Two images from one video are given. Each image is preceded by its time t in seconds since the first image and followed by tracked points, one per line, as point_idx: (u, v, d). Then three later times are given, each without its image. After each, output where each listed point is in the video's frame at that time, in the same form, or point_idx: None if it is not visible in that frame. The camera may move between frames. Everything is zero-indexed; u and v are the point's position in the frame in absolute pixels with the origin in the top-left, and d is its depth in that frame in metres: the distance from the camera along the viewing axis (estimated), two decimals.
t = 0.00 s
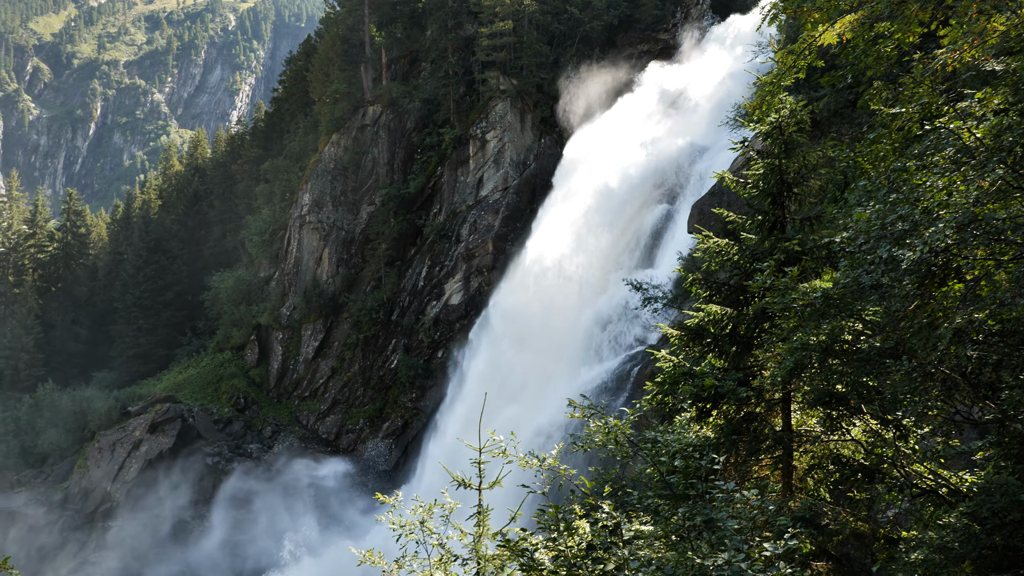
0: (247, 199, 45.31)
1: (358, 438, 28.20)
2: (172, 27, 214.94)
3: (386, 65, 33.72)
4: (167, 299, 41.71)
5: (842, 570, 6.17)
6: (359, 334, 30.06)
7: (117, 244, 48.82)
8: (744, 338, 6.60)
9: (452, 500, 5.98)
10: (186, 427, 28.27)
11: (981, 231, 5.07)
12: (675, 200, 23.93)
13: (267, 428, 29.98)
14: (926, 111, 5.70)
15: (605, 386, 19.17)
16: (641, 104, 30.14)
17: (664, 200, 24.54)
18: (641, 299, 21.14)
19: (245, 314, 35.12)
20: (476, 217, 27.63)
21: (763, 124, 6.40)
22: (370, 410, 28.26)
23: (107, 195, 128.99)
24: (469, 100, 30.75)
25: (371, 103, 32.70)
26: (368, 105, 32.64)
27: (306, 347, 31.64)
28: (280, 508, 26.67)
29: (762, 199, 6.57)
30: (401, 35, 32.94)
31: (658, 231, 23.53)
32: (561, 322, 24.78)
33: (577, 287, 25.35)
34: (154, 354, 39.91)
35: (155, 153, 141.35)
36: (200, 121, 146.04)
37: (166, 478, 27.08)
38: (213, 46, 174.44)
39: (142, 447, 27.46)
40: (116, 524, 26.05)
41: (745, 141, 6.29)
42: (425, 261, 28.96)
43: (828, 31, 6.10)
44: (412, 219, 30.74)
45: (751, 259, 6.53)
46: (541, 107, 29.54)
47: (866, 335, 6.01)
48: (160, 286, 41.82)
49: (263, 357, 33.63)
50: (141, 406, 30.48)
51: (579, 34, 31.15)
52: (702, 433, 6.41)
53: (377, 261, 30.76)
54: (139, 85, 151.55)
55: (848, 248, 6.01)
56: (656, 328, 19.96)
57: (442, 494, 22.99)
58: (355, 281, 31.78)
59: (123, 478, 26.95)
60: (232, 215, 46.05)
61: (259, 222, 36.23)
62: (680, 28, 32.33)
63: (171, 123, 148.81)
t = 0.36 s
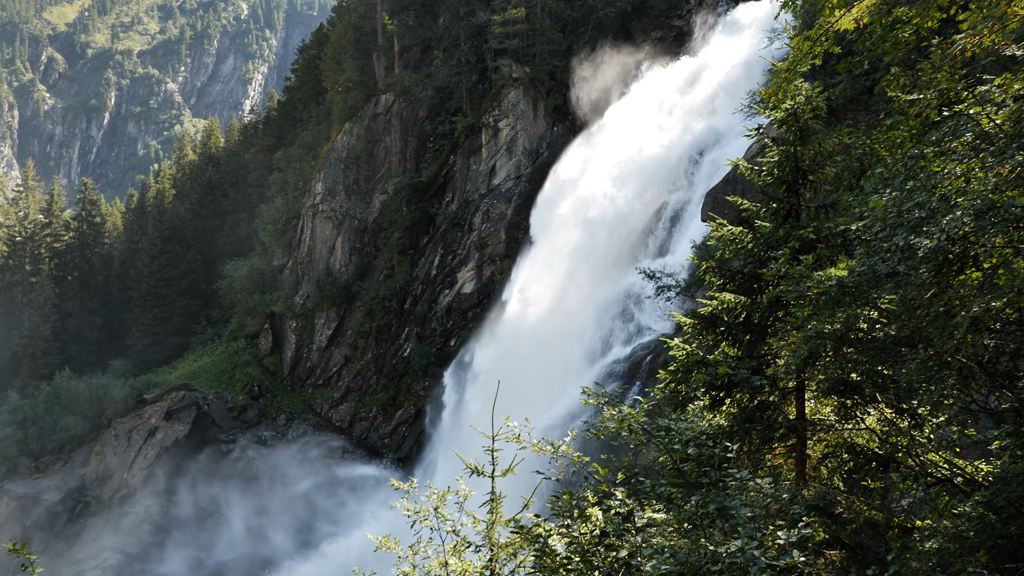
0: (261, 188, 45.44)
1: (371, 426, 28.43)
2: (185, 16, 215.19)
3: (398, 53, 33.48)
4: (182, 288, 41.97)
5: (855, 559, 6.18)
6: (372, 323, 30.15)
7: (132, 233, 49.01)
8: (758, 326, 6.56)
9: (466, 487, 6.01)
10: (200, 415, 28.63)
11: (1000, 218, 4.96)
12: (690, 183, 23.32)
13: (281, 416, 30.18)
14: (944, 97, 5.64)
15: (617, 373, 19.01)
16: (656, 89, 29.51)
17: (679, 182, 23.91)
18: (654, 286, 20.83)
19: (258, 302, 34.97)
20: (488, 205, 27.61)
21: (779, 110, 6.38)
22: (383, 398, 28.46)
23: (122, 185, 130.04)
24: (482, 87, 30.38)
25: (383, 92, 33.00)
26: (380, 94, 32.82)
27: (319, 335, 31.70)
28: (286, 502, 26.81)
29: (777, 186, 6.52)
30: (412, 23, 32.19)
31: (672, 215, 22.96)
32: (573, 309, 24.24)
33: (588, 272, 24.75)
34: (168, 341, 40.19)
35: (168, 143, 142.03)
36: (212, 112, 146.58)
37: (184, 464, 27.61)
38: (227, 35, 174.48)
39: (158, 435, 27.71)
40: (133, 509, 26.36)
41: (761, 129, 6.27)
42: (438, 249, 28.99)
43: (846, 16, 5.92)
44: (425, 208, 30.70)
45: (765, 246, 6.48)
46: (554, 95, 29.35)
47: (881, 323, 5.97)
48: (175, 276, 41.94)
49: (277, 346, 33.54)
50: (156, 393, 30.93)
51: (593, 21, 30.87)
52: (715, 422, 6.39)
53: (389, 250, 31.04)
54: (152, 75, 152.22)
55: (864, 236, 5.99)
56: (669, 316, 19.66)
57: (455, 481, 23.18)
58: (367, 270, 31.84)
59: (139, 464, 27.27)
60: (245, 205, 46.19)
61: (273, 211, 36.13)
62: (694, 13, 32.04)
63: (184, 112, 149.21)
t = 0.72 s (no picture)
0: (279, 174, 44.32)
1: (390, 412, 28.43)
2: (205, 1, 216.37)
3: (415, 39, 33.11)
4: (201, 274, 42.18)
5: (875, 546, 6.14)
6: (389, 309, 30.04)
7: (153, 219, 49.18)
8: (778, 312, 6.53)
9: (484, 473, 6.04)
10: (221, 400, 28.93)
11: None
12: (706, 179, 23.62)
13: (299, 402, 29.95)
14: (970, 79, 5.53)
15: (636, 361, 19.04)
16: (670, 77, 29.22)
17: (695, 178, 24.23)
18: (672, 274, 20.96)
19: (276, 289, 34.54)
20: (505, 191, 27.43)
21: (800, 94, 6.31)
22: (401, 383, 28.62)
23: (142, 172, 131.63)
24: (500, 73, 29.55)
25: (399, 78, 32.68)
26: (397, 79, 32.59)
27: (338, 321, 31.31)
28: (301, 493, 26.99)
29: (796, 171, 6.48)
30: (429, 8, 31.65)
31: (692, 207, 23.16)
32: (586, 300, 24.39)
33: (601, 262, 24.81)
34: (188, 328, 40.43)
35: (187, 130, 142.89)
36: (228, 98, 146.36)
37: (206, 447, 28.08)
38: (244, 21, 174.23)
39: (180, 419, 28.26)
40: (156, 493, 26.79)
41: (781, 113, 6.20)
42: (455, 236, 28.62)
43: None
44: (442, 194, 30.01)
45: (786, 232, 6.42)
46: (571, 80, 28.65)
47: (903, 309, 5.86)
48: (195, 263, 42.28)
49: (296, 332, 32.97)
50: (177, 377, 31.35)
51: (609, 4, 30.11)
52: (734, 408, 6.36)
53: (407, 237, 30.45)
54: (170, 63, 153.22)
55: (887, 221, 5.91)
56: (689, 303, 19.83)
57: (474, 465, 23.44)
58: (384, 258, 31.34)
59: (162, 448, 27.85)
60: (263, 190, 45.70)
61: (290, 198, 35.76)
62: None
63: (202, 99, 149.87)
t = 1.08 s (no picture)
0: (294, 165, 44.26)
1: (406, 402, 28.63)
2: None
3: (430, 29, 33.06)
4: (218, 265, 42.43)
5: (894, 536, 6.10)
6: (405, 300, 30.11)
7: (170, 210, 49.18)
8: (796, 302, 6.49)
9: (501, 460, 6.06)
10: (239, 389, 28.50)
11: None
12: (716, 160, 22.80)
13: (316, 391, 30.35)
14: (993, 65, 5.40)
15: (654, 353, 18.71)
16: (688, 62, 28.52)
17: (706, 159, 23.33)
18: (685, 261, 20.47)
19: (293, 279, 34.18)
20: (520, 181, 27.53)
21: (819, 81, 6.23)
22: (417, 373, 28.74)
23: (160, 163, 132.47)
24: (514, 62, 29.67)
25: (414, 68, 32.68)
26: (412, 69, 32.72)
27: (354, 311, 31.50)
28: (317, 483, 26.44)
29: (816, 159, 6.41)
30: None
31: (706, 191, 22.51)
32: (598, 291, 24.22)
33: (613, 253, 24.61)
34: (206, 318, 40.76)
35: (203, 122, 144.16)
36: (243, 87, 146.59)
37: (224, 431, 27.32)
38: (258, 13, 174.91)
39: (198, 409, 27.65)
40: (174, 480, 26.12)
41: (799, 101, 6.17)
42: (470, 226, 28.83)
43: None
44: (457, 183, 30.08)
45: (804, 221, 6.38)
46: (586, 68, 28.90)
47: (923, 298, 5.75)
48: (212, 253, 42.53)
49: (312, 322, 33.33)
50: (196, 367, 30.93)
51: None
52: (751, 398, 6.34)
53: (422, 226, 30.51)
54: (187, 55, 154.63)
55: (907, 209, 5.79)
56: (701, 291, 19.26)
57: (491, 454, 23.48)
58: (400, 248, 31.28)
59: (181, 438, 27.14)
60: (278, 180, 45.81)
61: (307, 188, 35.47)
62: None
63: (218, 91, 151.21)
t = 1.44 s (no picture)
0: (313, 157, 43.62)
1: (424, 393, 28.67)
2: None
3: (447, 19, 32.46)
4: (239, 256, 42.39)
5: (918, 529, 6.04)
6: (423, 290, 30.08)
7: (188, 202, 47.52)
8: (817, 292, 6.45)
9: (520, 451, 6.08)
10: (258, 379, 28.18)
11: None
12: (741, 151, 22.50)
13: (336, 381, 30.60)
14: (1021, 50, 5.30)
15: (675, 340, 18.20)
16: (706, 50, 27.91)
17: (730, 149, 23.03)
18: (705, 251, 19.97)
19: (312, 270, 35.13)
20: (538, 171, 26.88)
21: (842, 69, 6.14)
22: (435, 363, 28.66)
23: (180, 156, 133.85)
24: (532, 52, 29.02)
25: (431, 58, 32.31)
26: (429, 60, 32.31)
27: (372, 301, 31.72)
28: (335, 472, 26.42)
29: (838, 147, 6.34)
30: None
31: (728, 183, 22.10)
32: (617, 283, 23.85)
33: (633, 245, 24.28)
34: (226, 310, 40.63)
35: (222, 115, 145.00)
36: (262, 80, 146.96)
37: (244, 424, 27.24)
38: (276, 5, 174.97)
39: (219, 398, 27.66)
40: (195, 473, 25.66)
41: (821, 88, 6.09)
42: (488, 216, 28.56)
43: None
44: (475, 174, 29.86)
45: (826, 210, 6.33)
46: (604, 57, 27.74)
47: (948, 288, 5.65)
48: (232, 244, 42.52)
49: (331, 313, 33.54)
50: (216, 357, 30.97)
51: None
52: (771, 388, 6.31)
53: (440, 217, 30.30)
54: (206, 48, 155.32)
55: (932, 198, 5.69)
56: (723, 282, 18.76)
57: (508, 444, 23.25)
58: (417, 238, 31.59)
59: (201, 429, 27.03)
60: (297, 172, 45.41)
61: (324, 180, 35.63)
62: None
63: (237, 84, 151.95)
